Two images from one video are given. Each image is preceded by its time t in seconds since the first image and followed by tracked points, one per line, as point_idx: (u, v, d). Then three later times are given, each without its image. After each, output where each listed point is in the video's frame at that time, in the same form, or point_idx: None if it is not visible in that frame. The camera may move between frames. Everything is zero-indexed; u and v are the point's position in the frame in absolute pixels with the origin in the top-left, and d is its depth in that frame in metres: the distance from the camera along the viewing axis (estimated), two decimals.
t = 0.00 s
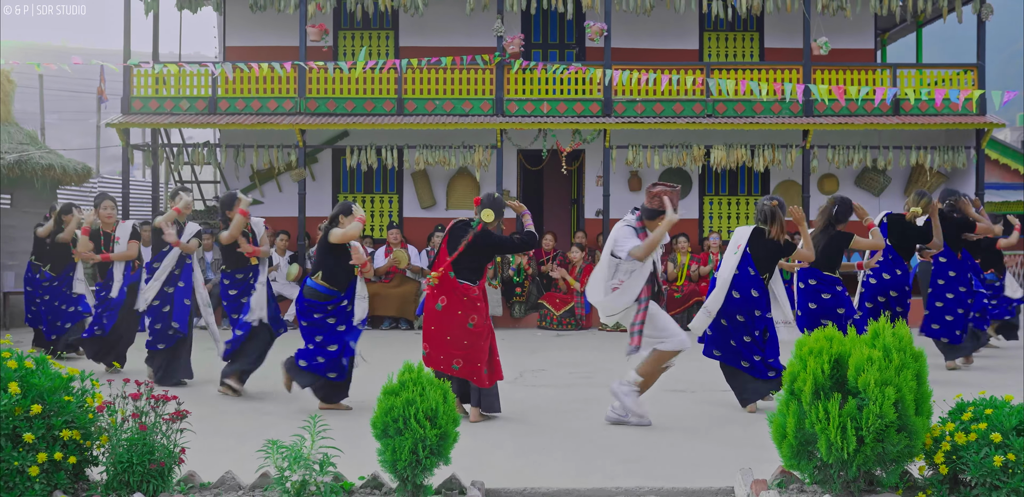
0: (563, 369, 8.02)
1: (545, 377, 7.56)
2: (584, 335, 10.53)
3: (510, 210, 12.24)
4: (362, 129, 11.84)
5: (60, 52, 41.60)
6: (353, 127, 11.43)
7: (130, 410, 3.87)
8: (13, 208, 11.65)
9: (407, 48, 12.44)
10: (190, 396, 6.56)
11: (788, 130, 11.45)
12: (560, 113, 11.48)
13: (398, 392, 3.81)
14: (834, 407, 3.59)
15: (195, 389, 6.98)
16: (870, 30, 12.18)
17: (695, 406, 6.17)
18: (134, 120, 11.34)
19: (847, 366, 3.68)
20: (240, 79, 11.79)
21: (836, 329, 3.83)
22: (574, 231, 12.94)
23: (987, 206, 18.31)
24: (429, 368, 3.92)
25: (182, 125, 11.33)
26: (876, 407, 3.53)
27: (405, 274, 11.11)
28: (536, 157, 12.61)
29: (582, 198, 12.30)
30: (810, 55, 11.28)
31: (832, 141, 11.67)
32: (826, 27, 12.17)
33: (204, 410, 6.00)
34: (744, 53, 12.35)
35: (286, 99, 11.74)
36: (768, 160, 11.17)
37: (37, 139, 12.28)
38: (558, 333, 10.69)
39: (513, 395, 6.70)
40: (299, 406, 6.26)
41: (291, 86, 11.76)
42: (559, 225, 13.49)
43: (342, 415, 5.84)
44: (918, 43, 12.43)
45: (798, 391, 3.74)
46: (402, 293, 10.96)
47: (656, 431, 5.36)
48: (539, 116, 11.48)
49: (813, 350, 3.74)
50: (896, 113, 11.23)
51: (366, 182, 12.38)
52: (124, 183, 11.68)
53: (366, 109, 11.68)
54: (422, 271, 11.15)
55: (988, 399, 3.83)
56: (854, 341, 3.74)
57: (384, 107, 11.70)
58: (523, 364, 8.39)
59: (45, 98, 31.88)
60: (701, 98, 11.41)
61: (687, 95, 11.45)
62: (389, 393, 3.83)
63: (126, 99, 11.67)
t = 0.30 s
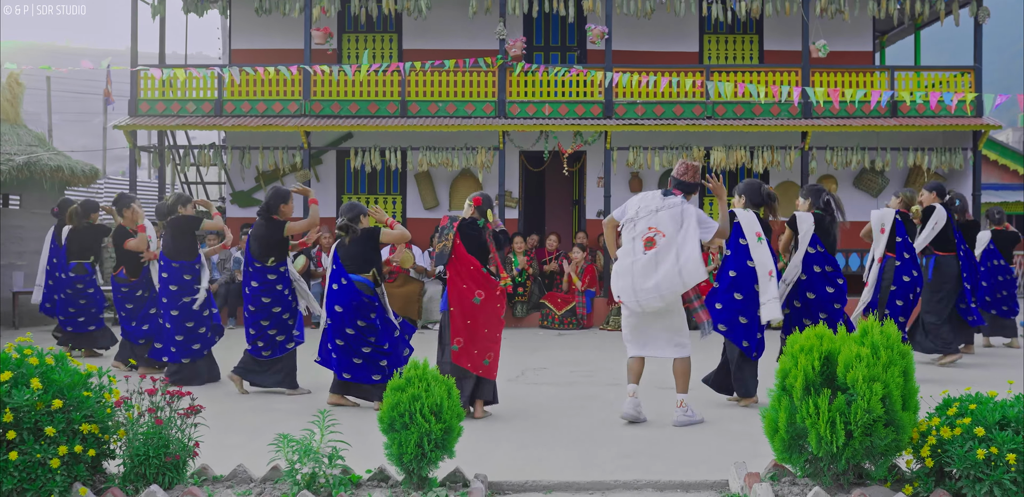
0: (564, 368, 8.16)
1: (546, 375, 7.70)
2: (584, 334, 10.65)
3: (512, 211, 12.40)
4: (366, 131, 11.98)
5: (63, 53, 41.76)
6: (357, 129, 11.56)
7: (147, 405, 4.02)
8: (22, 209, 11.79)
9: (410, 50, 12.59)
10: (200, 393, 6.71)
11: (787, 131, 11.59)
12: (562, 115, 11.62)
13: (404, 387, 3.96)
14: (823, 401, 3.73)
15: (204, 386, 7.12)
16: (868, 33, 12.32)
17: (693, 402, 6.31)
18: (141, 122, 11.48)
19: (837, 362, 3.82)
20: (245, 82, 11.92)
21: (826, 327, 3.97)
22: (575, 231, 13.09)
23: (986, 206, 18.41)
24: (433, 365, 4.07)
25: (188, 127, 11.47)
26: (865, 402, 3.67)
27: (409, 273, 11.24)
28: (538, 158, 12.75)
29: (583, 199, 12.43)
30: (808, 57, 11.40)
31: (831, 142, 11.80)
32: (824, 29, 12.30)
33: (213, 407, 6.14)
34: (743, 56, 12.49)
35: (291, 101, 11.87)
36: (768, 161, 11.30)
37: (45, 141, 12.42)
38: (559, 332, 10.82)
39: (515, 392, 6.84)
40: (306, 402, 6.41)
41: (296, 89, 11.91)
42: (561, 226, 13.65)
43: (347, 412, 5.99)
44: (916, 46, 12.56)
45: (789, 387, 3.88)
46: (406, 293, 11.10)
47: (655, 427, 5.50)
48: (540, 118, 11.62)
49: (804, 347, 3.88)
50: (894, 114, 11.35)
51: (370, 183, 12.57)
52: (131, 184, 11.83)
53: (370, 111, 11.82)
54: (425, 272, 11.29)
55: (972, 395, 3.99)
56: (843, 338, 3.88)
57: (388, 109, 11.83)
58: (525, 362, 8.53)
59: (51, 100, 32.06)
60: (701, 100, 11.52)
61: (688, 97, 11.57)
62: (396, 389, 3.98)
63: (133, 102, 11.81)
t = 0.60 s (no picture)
0: (564, 365, 8.30)
1: (547, 373, 7.84)
2: (585, 333, 10.79)
3: (513, 211, 12.54)
4: (369, 132, 12.11)
5: (66, 54, 41.90)
6: (360, 130, 11.69)
7: (161, 399, 4.16)
8: (30, 209, 11.94)
9: (413, 52, 12.73)
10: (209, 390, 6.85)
11: (785, 133, 11.73)
12: (563, 117, 11.76)
13: (410, 383, 4.10)
14: (815, 395, 3.86)
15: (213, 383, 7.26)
16: (866, 35, 12.45)
17: (691, 399, 6.45)
18: (148, 123, 11.61)
19: (828, 358, 3.95)
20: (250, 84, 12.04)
21: (819, 325, 4.10)
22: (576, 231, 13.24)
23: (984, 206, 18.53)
24: (437, 361, 4.21)
25: (194, 128, 11.60)
26: (855, 396, 3.79)
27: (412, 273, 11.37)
28: (540, 159, 12.88)
29: (584, 199, 12.57)
30: (806, 60, 11.53)
31: (829, 143, 11.93)
32: (823, 32, 12.43)
33: (222, 403, 6.28)
34: (742, 58, 12.64)
35: (296, 103, 11.99)
36: (766, 162, 11.45)
37: (53, 142, 12.55)
38: (560, 331, 10.96)
39: (517, 389, 6.98)
40: (313, 399, 6.55)
41: (300, 91, 12.01)
42: (562, 226, 13.80)
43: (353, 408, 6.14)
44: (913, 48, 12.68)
45: (783, 382, 4.01)
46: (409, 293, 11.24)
47: (652, 423, 5.63)
48: (542, 120, 11.75)
49: (797, 344, 4.01)
50: (891, 116, 11.48)
51: (373, 184, 12.72)
52: (138, 184, 11.97)
53: (373, 113, 11.95)
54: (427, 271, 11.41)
55: (960, 391, 4.12)
56: (835, 335, 4.01)
57: (391, 110, 11.95)
58: (527, 360, 8.67)
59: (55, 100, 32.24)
60: (701, 102, 11.62)
61: (687, 99, 11.69)
62: (401, 384, 4.12)
63: (140, 103, 11.94)
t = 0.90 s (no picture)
0: (562, 362, 8.43)
1: (546, 369, 7.97)
2: (583, 331, 10.93)
3: (512, 210, 12.68)
4: (370, 133, 12.23)
5: (65, 53, 41.99)
6: (360, 130, 11.80)
7: (171, 392, 4.30)
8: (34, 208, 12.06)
9: (413, 53, 12.86)
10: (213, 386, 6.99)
11: (781, 133, 11.87)
12: (561, 117, 11.88)
13: (413, 375, 4.24)
14: (804, 387, 4.00)
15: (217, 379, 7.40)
16: (861, 36, 12.60)
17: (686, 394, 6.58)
18: (150, 123, 11.71)
19: (816, 351, 4.09)
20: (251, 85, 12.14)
21: (808, 320, 4.23)
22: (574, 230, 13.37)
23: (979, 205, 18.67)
24: (439, 354, 4.34)
25: (197, 128, 11.73)
26: (842, 389, 3.93)
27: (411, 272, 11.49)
28: (538, 159, 13.06)
29: (582, 199, 12.71)
30: (801, 61, 11.68)
31: (824, 143, 12.07)
32: (818, 33, 12.57)
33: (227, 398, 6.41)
34: (739, 59, 12.77)
35: (296, 103, 12.10)
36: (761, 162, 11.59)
37: (56, 142, 12.69)
38: (558, 329, 11.09)
39: (515, 385, 7.12)
40: (315, 394, 6.68)
41: (301, 91, 12.12)
42: (560, 225, 13.93)
43: (356, 403, 6.28)
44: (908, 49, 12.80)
45: (773, 375, 4.14)
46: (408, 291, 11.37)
47: (647, 417, 5.77)
48: (540, 120, 11.88)
49: (786, 338, 4.15)
50: (886, 116, 11.61)
51: (373, 183, 12.85)
52: (140, 184, 12.07)
53: (373, 113, 12.07)
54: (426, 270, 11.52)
55: (945, 384, 4.25)
56: (823, 329, 4.15)
57: (391, 110, 12.06)
58: (526, 357, 8.80)
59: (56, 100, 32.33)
60: (697, 102, 11.76)
61: (683, 100, 11.82)
62: (405, 377, 4.25)
63: (142, 104, 12.06)
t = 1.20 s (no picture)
0: (560, 360, 8.57)
1: (544, 367, 8.11)
2: (581, 330, 11.07)
3: (510, 210, 12.85)
4: (370, 134, 12.36)
5: (66, 54, 42.13)
6: (361, 132, 11.92)
7: (179, 387, 4.42)
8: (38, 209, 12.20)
9: (412, 55, 13.00)
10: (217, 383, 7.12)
11: (776, 134, 12.00)
12: (559, 118, 12.01)
13: (413, 371, 4.36)
14: (792, 381, 4.13)
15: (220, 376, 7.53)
16: (855, 38, 12.74)
17: (681, 391, 6.72)
18: (153, 125, 11.83)
19: (804, 346, 4.22)
20: (253, 86, 12.27)
21: (796, 317, 4.37)
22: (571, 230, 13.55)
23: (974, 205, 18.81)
24: (438, 351, 4.47)
25: (199, 129, 11.86)
26: (828, 383, 4.06)
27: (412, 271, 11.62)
28: (536, 159, 13.22)
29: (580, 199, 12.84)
30: (796, 63, 11.82)
31: (819, 144, 12.20)
32: (813, 35, 12.72)
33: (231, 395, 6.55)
34: (734, 60, 12.92)
35: (297, 105, 12.24)
36: (757, 163, 11.73)
37: (60, 143, 12.84)
38: (556, 328, 11.24)
39: (514, 382, 7.25)
40: (317, 390, 6.81)
41: (302, 93, 12.26)
42: (557, 225, 14.17)
43: (356, 399, 6.42)
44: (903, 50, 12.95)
45: (762, 371, 4.28)
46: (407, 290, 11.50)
47: (643, 413, 5.90)
48: (538, 121, 12.01)
49: (774, 335, 4.28)
50: (880, 117, 11.75)
51: (373, 184, 13.00)
52: (142, 184, 12.19)
53: (373, 115, 12.19)
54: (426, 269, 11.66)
55: (929, 378, 4.38)
56: (811, 325, 4.28)
57: (391, 112, 12.18)
58: (524, 355, 8.94)
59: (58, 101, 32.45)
60: (693, 104, 11.90)
61: (679, 101, 11.97)
62: (405, 373, 4.38)
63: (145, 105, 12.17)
